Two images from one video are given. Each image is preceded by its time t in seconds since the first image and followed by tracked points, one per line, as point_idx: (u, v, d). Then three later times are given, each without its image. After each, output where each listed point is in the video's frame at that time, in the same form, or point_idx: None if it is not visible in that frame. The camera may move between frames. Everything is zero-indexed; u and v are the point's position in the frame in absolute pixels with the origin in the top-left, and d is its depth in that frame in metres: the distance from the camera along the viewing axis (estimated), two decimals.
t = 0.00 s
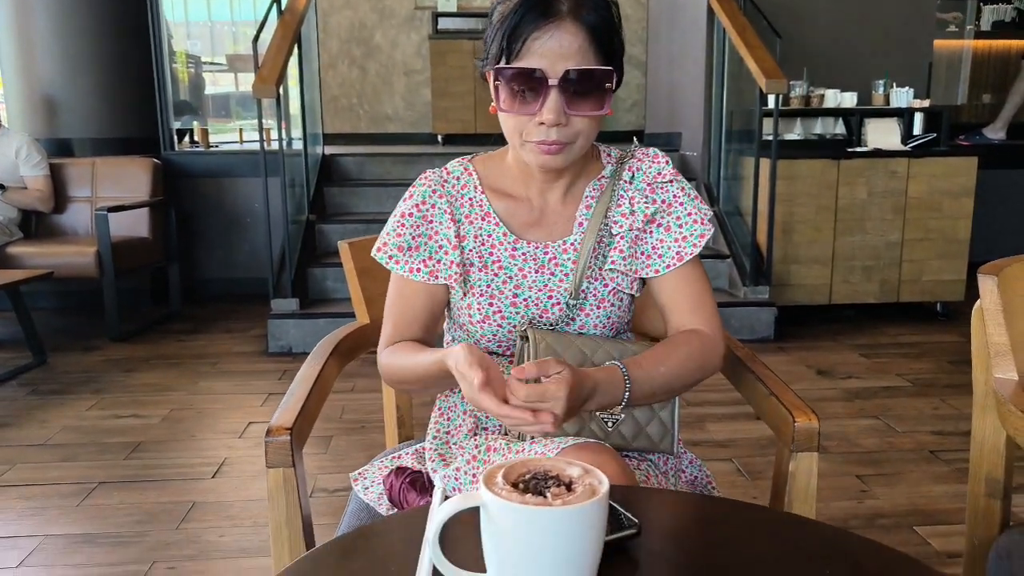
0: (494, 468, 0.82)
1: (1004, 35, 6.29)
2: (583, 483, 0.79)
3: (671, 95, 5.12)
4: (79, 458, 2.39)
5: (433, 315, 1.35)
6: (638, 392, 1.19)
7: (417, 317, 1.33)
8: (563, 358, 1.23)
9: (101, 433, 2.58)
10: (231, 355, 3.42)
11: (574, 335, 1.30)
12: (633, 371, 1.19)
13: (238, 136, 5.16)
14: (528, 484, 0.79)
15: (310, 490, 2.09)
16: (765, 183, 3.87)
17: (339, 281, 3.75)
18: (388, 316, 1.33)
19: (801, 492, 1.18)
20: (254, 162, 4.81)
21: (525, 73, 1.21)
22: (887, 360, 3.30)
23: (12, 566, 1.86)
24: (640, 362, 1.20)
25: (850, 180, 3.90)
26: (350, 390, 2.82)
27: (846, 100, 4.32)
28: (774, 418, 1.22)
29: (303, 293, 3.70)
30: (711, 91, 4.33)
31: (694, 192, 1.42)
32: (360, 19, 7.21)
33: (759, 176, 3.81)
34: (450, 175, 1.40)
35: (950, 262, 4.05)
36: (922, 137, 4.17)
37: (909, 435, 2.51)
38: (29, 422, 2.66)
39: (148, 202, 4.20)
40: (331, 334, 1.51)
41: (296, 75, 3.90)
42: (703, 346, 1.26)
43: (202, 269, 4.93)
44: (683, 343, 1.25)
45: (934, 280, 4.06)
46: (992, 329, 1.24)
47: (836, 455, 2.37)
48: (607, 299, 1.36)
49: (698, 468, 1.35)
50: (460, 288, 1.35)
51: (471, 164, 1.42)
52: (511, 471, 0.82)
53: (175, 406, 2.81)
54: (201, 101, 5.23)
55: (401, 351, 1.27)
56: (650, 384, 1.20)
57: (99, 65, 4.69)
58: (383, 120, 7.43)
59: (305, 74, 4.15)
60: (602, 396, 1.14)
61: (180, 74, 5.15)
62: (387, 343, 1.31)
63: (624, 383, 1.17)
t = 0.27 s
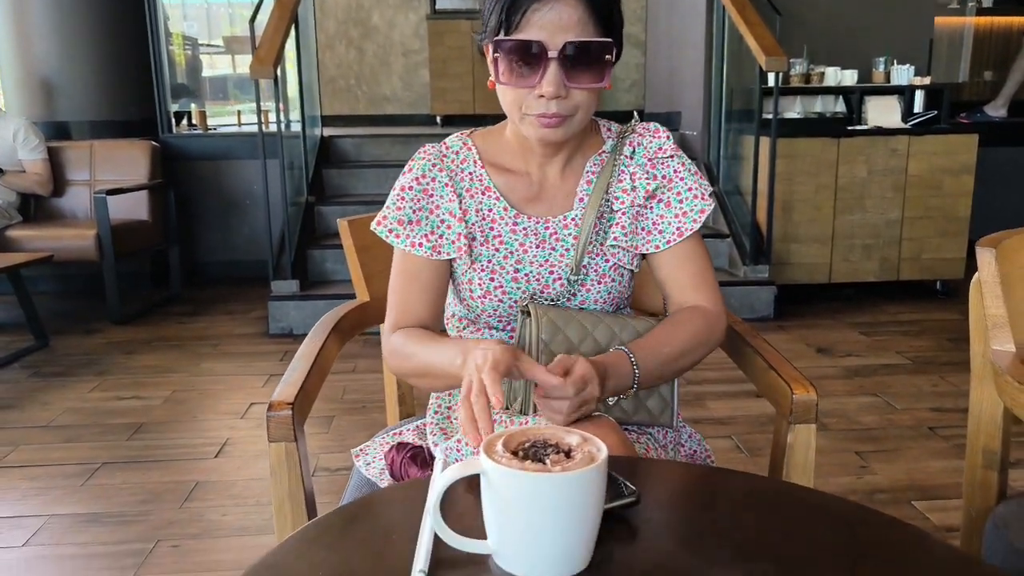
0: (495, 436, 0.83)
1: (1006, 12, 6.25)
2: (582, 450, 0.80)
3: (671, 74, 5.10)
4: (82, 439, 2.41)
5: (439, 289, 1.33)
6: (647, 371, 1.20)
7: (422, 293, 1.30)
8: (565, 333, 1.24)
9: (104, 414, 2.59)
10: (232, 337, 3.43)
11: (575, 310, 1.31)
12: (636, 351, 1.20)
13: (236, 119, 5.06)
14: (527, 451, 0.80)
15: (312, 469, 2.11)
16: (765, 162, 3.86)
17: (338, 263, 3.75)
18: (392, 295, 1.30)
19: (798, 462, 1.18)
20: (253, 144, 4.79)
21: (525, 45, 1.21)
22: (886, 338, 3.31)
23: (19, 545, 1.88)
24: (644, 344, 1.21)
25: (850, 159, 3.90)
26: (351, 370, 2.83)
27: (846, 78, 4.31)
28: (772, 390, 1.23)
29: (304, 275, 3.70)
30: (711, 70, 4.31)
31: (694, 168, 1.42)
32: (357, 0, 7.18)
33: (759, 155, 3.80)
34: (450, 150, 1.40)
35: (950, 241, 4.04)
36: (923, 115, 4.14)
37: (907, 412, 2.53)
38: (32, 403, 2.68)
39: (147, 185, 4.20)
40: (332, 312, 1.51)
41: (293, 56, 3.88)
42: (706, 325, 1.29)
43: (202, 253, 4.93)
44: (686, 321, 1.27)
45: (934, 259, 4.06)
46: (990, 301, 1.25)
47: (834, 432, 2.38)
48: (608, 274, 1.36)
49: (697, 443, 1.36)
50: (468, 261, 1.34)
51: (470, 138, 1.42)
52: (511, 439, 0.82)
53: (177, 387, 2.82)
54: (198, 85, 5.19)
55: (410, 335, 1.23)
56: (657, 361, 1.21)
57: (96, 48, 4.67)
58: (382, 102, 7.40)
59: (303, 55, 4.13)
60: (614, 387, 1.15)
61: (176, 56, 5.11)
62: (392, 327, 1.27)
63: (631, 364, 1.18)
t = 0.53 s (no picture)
0: (496, 400, 0.84)
1: None
2: (581, 413, 0.80)
3: (670, 50, 5.07)
4: (84, 418, 2.42)
5: (443, 265, 1.32)
6: (656, 361, 1.23)
7: (427, 273, 1.29)
8: (566, 305, 1.26)
9: (105, 393, 2.60)
10: (232, 317, 3.44)
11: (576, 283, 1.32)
12: (643, 343, 1.22)
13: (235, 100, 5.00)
14: (526, 415, 0.80)
15: (313, 446, 2.12)
16: (765, 138, 3.85)
17: (337, 243, 3.76)
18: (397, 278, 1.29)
19: (797, 430, 1.19)
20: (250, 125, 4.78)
21: (525, 4, 1.20)
22: (885, 314, 3.31)
23: (23, 522, 1.90)
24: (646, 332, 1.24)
25: (850, 135, 3.89)
26: (352, 349, 2.83)
27: (846, 53, 4.29)
28: (770, 358, 1.24)
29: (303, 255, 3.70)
30: (711, 46, 4.28)
31: (693, 138, 1.42)
32: None
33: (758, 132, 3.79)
34: (449, 124, 1.38)
35: (950, 217, 4.04)
36: (922, 90, 4.11)
37: (905, 386, 2.54)
38: (34, 384, 2.69)
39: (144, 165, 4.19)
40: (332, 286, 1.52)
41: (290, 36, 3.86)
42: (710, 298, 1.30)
43: (201, 234, 4.93)
44: (687, 297, 1.29)
45: (933, 235, 4.06)
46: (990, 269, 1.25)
47: (833, 405, 2.39)
48: (610, 246, 1.38)
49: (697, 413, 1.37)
50: (476, 236, 1.33)
51: (468, 111, 1.40)
52: (510, 404, 0.83)
53: (178, 367, 2.83)
54: (195, 66, 5.10)
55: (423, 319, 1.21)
56: (665, 350, 1.23)
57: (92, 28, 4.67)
58: (379, 82, 7.37)
59: (299, 35, 4.10)
60: (623, 381, 1.19)
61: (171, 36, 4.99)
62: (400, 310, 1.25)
63: (640, 358, 1.21)
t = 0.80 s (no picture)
0: (492, 370, 0.84)
1: None
2: (577, 383, 0.80)
3: (668, 27, 5.04)
4: (85, 399, 2.43)
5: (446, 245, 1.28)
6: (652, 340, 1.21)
7: (430, 254, 1.25)
8: (563, 280, 1.26)
9: (105, 374, 2.61)
10: (231, 298, 3.44)
11: (575, 259, 1.31)
12: (639, 323, 1.21)
13: (230, 80, 5.08)
14: (523, 385, 0.80)
15: (313, 425, 2.12)
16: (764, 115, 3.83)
17: (335, 223, 3.76)
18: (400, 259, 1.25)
19: (794, 403, 1.19)
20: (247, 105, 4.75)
21: None
22: (884, 290, 3.31)
23: (26, 501, 1.91)
24: (643, 309, 1.23)
25: (849, 111, 3.87)
26: (351, 329, 2.84)
27: (846, 28, 4.28)
28: (769, 331, 1.23)
29: (301, 235, 3.70)
30: (709, 22, 4.25)
31: (691, 112, 1.41)
32: None
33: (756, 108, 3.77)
34: (446, 101, 1.36)
35: (949, 192, 4.03)
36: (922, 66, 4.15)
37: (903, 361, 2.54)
38: (34, 365, 2.69)
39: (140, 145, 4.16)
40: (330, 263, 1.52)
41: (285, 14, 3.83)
42: (707, 275, 1.29)
43: (199, 216, 4.92)
44: (684, 273, 1.28)
45: (932, 211, 4.05)
46: (987, 241, 1.24)
47: (832, 381, 2.40)
48: (609, 223, 1.37)
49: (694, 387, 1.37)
50: (477, 214, 1.31)
51: (466, 88, 1.38)
52: (505, 375, 0.82)
53: (177, 348, 2.84)
54: (190, 46, 5.04)
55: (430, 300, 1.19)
56: (660, 329, 1.22)
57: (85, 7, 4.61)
58: (375, 62, 7.31)
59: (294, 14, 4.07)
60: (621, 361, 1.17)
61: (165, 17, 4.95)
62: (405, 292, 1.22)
63: (637, 338, 1.19)
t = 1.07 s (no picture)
0: (490, 343, 0.83)
1: None
2: (574, 355, 0.80)
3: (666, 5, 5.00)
4: (83, 379, 2.43)
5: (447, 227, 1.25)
6: (651, 316, 1.21)
7: (432, 236, 1.22)
8: (564, 257, 1.25)
9: (103, 355, 2.61)
10: (229, 279, 3.43)
11: (577, 235, 1.30)
12: (638, 297, 1.20)
13: (226, 62, 4.92)
14: (519, 357, 0.80)
15: (312, 404, 2.13)
16: (763, 94, 3.82)
17: (333, 204, 3.75)
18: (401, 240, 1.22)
19: (793, 376, 1.20)
20: (243, 86, 4.72)
21: None
22: (882, 270, 3.31)
23: (26, 481, 1.92)
24: (642, 286, 1.22)
25: (849, 90, 3.85)
26: (349, 309, 2.84)
27: (846, 6, 4.25)
28: (768, 308, 1.23)
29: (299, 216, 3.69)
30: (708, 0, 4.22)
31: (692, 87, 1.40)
32: None
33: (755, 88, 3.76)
34: (446, 78, 1.33)
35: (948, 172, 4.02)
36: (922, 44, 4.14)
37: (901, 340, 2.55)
38: (33, 346, 2.70)
39: (136, 127, 4.14)
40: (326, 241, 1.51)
41: None
42: (706, 251, 1.29)
43: (196, 198, 4.90)
44: (684, 250, 1.28)
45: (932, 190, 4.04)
46: (986, 215, 1.24)
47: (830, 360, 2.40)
48: (611, 199, 1.36)
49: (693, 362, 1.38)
50: (480, 193, 1.30)
51: (465, 64, 1.35)
52: (503, 347, 0.82)
53: (175, 329, 2.83)
54: (185, 26, 4.95)
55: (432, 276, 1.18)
56: (660, 305, 1.22)
57: None
58: (372, 42, 7.26)
59: None
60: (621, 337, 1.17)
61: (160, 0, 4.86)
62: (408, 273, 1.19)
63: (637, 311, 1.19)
